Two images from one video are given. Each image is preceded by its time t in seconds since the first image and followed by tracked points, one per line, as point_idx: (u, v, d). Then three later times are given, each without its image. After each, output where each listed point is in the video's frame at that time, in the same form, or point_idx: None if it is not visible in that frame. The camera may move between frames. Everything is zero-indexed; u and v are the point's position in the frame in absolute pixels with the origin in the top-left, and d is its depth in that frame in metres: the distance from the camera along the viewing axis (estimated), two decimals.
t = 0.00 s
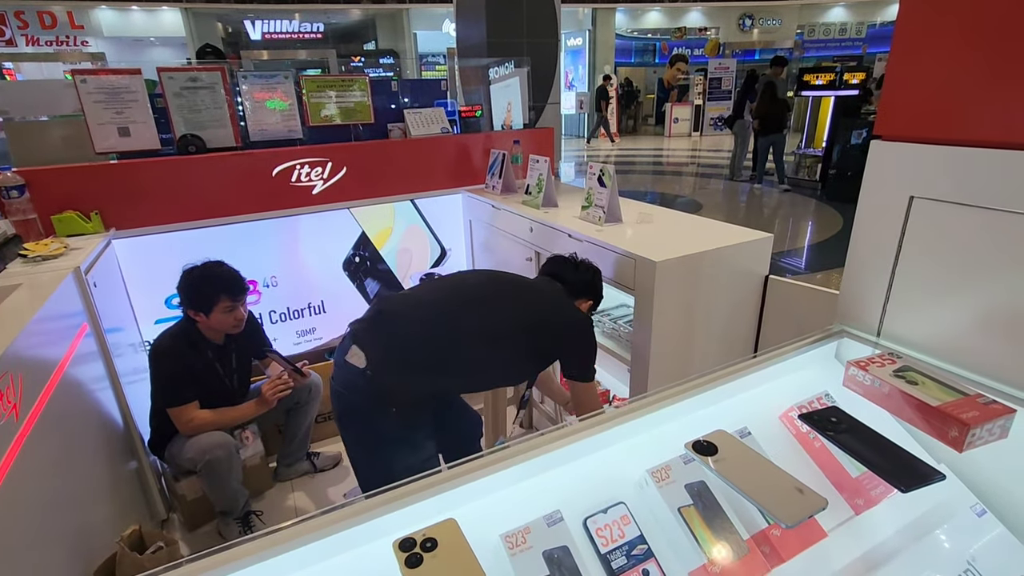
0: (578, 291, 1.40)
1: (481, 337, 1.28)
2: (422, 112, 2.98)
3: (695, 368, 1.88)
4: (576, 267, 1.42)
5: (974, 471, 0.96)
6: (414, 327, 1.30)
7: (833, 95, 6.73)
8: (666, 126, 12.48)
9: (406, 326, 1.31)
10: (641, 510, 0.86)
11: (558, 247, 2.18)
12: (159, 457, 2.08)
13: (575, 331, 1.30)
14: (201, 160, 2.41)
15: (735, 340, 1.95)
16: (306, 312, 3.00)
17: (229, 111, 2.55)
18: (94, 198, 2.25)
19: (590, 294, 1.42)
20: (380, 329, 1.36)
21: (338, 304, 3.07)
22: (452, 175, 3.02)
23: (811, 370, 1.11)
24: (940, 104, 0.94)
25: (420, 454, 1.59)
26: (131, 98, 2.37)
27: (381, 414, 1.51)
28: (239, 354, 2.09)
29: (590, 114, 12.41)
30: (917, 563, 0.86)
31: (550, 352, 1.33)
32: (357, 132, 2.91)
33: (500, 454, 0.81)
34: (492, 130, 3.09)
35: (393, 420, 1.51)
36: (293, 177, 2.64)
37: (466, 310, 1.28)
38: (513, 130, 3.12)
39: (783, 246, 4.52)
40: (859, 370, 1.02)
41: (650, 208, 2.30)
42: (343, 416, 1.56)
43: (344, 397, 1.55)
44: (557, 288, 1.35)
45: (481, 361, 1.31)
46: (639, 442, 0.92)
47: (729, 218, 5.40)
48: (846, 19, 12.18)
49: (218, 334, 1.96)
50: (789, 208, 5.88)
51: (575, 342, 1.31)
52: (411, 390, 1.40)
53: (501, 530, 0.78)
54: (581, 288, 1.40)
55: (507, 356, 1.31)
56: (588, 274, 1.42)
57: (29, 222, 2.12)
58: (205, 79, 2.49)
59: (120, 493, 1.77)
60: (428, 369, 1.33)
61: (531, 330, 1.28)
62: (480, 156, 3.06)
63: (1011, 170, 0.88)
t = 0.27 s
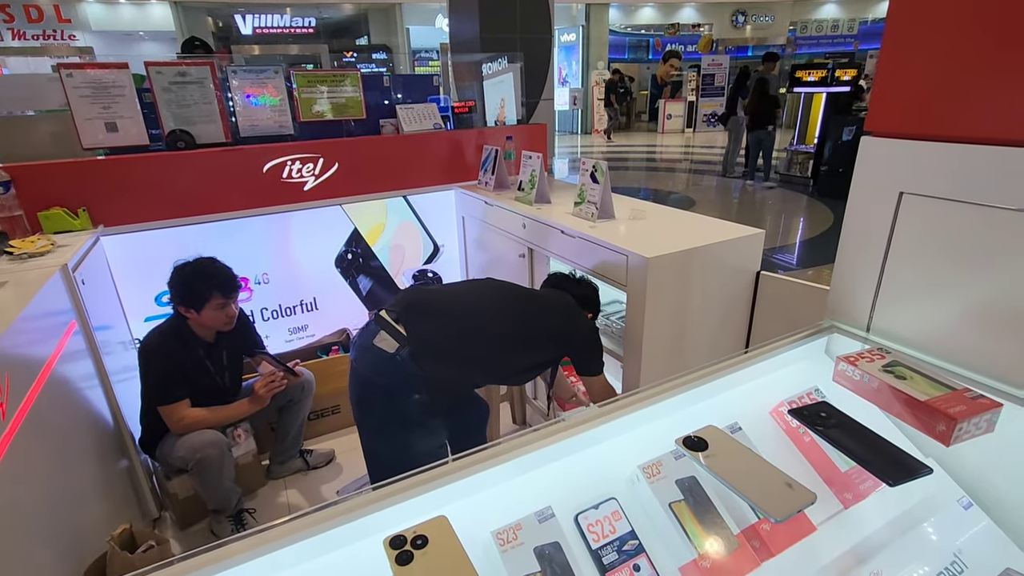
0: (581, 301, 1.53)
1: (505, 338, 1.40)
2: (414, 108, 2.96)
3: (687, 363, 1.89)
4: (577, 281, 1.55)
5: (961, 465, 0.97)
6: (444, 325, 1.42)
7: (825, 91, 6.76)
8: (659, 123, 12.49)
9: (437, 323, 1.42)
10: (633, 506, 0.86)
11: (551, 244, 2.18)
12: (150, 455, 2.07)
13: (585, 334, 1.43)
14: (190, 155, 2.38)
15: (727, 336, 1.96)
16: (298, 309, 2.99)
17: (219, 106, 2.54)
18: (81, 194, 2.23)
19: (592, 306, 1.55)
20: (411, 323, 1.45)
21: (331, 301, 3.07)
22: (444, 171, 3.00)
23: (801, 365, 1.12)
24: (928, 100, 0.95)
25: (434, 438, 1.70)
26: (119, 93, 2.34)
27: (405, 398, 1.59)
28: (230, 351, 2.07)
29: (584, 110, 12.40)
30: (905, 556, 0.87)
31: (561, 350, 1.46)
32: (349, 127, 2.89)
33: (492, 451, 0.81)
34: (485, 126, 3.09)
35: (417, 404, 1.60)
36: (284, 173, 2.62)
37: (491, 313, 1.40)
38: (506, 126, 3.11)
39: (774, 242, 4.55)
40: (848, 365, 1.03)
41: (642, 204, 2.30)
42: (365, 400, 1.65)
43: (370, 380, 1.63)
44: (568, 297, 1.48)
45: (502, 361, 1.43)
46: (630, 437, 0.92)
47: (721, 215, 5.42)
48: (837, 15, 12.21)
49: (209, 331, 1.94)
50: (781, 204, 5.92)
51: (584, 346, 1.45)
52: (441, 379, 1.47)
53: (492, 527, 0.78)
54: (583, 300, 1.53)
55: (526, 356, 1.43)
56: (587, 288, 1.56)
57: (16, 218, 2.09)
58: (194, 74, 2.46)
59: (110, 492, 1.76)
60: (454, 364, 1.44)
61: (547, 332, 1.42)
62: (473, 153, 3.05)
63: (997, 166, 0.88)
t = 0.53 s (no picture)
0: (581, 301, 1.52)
1: (505, 335, 1.41)
2: (411, 103, 2.96)
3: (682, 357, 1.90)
4: (578, 280, 1.53)
5: (951, 455, 0.98)
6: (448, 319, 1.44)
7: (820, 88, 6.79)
8: (655, 119, 12.49)
9: (438, 317, 1.44)
10: (627, 495, 0.87)
11: (547, 239, 2.18)
12: (145, 449, 2.06)
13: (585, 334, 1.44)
14: (185, 149, 2.37)
15: (722, 330, 1.97)
16: (293, 303, 2.98)
17: (214, 100, 2.52)
18: (75, 188, 2.21)
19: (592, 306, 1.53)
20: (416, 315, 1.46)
21: (326, 296, 3.06)
22: (440, 166, 3.00)
23: (795, 358, 1.13)
24: (922, 97, 0.96)
25: (436, 428, 1.70)
26: (113, 86, 2.32)
27: (409, 387, 1.57)
28: (224, 343, 2.08)
29: (580, 106, 12.39)
30: (896, 544, 0.88)
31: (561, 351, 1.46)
32: (345, 122, 2.87)
33: (488, 441, 0.82)
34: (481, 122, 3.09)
35: (420, 394, 1.58)
36: (279, 168, 2.61)
37: (492, 310, 1.41)
38: (502, 121, 3.11)
39: (770, 239, 4.56)
40: (840, 357, 1.04)
41: (638, 200, 2.30)
42: (369, 388, 1.65)
43: (373, 369, 1.62)
44: (569, 297, 1.48)
45: (502, 358, 1.43)
46: (625, 428, 0.93)
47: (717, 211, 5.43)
48: (833, 13, 12.27)
49: (203, 322, 1.95)
50: (777, 201, 5.94)
51: (584, 346, 1.44)
52: (444, 371, 1.45)
53: (487, 516, 0.79)
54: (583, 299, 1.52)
55: (525, 354, 1.43)
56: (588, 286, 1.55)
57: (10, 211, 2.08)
58: (188, 67, 2.45)
59: (106, 485, 1.76)
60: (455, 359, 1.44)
61: (547, 331, 1.42)
62: (469, 148, 3.06)
63: (986, 160, 0.89)
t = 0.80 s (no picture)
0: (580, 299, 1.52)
1: (499, 330, 1.42)
2: (408, 100, 2.95)
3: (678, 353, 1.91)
4: (578, 278, 1.54)
5: (940, 448, 1.00)
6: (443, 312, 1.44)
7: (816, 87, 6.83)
8: (652, 118, 12.52)
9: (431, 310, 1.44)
10: (621, 488, 0.88)
11: (544, 236, 2.19)
12: (142, 444, 2.07)
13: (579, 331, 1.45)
14: (182, 145, 2.37)
15: (717, 327, 1.98)
16: (290, 300, 2.99)
17: (210, 96, 2.52)
18: (71, 183, 2.21)
19: (591, 304, 1.54)
20: (412, 305, 1.46)
21: (323, 293, 3.07)
22: (437, 163, 3.01)
23: (788, 353, 1.14)
24: (913, 98, 0.97)
25: (427, 421, 1.72)
26: (110, 82, 2.32)
27: (399, 380, 1.61)
28: (219, 337, 2.09)
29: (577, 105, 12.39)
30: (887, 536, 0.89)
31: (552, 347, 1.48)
32: (342, 119, 2.87)
33: (485, 433, 0.83)
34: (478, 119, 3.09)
35: (410, 386, 1.61)
36: (276, 164, 2.61)
37: (492, 303, 1.42)
38: (500, 119, 3.12)
39: (765, 237, 4.59)
40: (832, 352, 1.06)
41: (634, 197, 2.32)
42: (360, 381, 1.66)
43: (364, 364, 1.64)
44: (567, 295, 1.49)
45: (497, 353, 1.45)
46: (620, 421, 0.94)
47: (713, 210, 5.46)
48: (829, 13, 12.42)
49: (197, 313, 1.97)
50: (772, 200, 5.97)
51: (578, 341, 1.46)
52: (436, 363, 1.47)
53: (483, 508, 0.80)
54: (583, 297, 1.52)
55: (518, 350, 1.45)
56: (589, 284, 1.55)
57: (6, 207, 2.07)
58: (185, 63, 2.44)
59: (103, 480, 1.76)
60: (449, 351, 1.45)
61: (540, 327, 1.43)
62: (466, 146, 3.06)
63: (976, 160, 0.91)
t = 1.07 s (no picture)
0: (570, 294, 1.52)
1: (481, 325, 1.42)
2: (403, 99, 2.92)
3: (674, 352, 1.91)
4: (569, 272, 1.54)
5: (934, 446, 1.00)
6: (429, 303, 1.43)
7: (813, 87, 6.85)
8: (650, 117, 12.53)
9: (412, 306, 1.43)
10: (614, 487, 0.88)
11: (540, 235, 2.19)
12: (137, 444, 2.06)
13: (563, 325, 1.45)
14: (178, 144, 2.37)
15: (713, 326, 1.99)
16: (287, 300, 2.99)
17: (206, 95, 2.51)
18: (66, 182, 2.20)
19: (581, 300, 1.53)
20: (394, 299, 1.44)
21: (320, 292, 3.07)
22: (434, 162, 3.00)
23: (782, 353, 1.15)
24: (904, 97, 0.98)
25: (413, 419, 1.71)
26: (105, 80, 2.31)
27: (377, 381, 1.61)
28: (210, 334, 2.10)
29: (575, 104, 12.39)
30: (880, 534, 0.90)
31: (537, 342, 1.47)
32: (338, 118, 2.87)
33: (478, 433, 0.83)
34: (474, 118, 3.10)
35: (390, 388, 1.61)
36: (273, 163, 2.61)
37: (473, 299, 1.42)
38: (496, 118, 3.12)
39: (763, 236, 4.60)
40: (825, 351, 1.06)
41: (630, 197, 2.32)
42: (342, 385, 1.67)
43: (344, 368, 1.64)
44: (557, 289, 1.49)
45: (480, 348, 1.44)
46: (613, 421, 0.94)
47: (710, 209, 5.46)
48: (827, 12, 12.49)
49: (187, 309, 1.99)
50: (769, 198, 5.97)
51: (562, 336, 1.46)
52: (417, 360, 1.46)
53: (476, 507, 0.80)
54: (572, 292, 1.52)
55: (502, 345, 1.45)
56: (580, 279, 1.54)
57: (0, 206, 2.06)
58: (181, 62, 2.44)
59: (98, 479, 1.76)
60: (430, 348, 1.44)
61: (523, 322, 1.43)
62: (463, 144, 3.06)
63: (968, 160, 0.92)
